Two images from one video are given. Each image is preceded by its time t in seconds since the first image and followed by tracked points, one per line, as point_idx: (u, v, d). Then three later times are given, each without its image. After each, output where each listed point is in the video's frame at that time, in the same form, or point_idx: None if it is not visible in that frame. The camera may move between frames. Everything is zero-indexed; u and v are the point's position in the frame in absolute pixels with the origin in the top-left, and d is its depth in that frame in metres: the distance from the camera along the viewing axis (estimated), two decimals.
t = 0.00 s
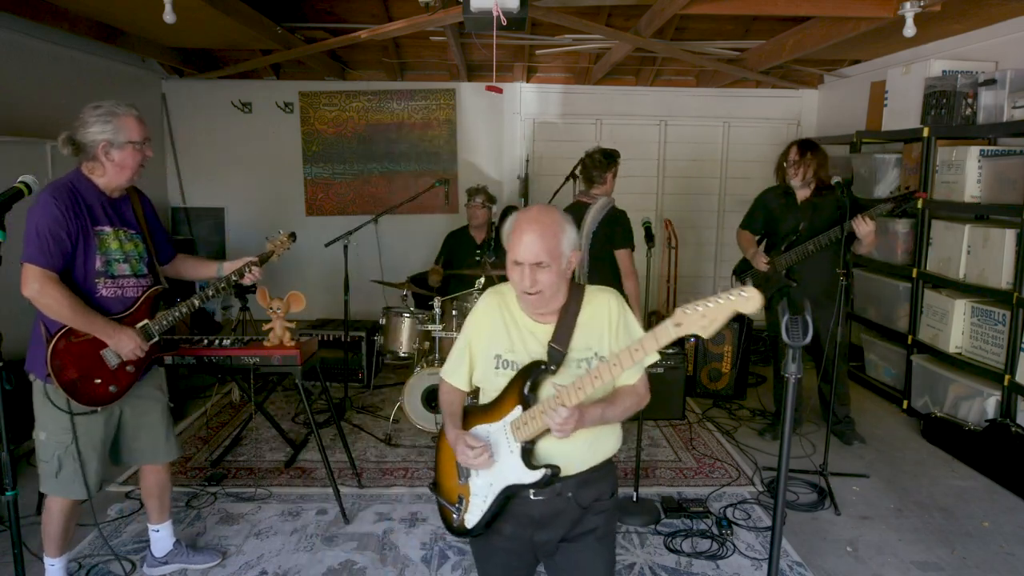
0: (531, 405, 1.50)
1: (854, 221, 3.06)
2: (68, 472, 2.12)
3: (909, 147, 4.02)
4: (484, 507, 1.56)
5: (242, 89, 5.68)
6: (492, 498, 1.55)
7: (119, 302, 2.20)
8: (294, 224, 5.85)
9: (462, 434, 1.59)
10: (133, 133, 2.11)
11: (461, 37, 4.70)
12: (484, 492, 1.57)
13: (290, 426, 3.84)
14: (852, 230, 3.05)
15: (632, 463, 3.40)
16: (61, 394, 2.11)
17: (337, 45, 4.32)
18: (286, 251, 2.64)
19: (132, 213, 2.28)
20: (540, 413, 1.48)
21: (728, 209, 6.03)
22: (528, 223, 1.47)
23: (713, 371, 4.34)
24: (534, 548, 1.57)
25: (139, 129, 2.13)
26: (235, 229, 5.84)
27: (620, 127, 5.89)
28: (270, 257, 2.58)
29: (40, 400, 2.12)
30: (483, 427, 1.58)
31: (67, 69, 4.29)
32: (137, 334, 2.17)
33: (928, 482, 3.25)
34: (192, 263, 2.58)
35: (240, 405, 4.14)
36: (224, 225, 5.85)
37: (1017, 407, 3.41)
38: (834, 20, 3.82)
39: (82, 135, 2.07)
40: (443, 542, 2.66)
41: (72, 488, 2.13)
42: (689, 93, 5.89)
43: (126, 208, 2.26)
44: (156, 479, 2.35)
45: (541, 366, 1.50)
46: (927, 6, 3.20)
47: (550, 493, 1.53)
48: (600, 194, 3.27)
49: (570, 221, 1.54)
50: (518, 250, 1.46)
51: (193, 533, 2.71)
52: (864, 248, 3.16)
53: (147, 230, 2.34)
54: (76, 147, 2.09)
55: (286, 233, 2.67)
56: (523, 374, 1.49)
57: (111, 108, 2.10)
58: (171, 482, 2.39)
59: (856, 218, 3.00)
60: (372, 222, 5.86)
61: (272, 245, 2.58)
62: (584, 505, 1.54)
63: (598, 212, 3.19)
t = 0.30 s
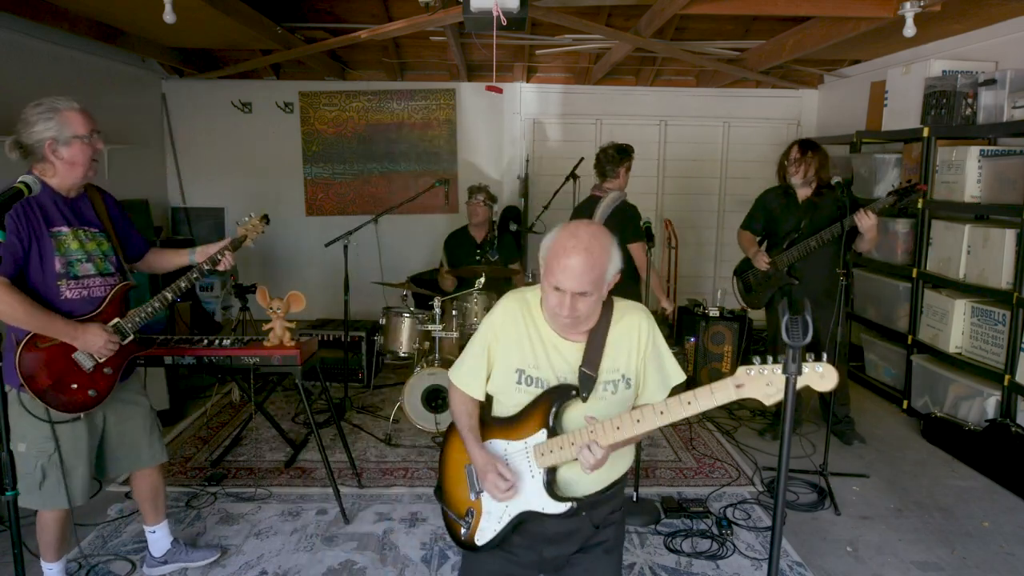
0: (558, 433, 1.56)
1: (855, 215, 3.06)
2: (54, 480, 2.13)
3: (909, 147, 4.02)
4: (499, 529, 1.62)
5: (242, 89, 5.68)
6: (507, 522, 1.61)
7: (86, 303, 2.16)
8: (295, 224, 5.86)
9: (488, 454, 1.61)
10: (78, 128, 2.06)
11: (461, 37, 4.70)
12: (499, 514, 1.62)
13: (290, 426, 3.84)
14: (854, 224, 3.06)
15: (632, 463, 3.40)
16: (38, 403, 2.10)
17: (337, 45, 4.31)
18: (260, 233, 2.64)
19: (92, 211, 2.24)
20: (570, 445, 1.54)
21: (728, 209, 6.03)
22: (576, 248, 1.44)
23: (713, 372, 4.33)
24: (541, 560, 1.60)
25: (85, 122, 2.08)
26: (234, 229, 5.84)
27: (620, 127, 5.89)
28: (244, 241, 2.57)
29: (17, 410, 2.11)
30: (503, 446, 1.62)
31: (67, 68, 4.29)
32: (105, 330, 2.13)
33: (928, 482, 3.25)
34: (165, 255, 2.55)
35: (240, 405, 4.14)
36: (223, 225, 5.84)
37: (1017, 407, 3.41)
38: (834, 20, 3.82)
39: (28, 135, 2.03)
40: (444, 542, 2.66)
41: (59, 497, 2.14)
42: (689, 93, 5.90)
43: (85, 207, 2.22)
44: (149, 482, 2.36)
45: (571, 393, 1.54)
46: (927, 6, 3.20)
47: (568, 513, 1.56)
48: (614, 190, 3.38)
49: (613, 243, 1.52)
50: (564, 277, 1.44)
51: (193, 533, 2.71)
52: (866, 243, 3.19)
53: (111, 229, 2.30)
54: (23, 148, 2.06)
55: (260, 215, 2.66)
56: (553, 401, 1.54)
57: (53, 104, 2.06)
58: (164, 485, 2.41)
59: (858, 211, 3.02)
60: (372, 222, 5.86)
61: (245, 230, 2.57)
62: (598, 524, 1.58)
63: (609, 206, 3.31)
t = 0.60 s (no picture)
0: (515, 444, 1.47)
1: (855, 228, 3.13)
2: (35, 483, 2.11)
3: (909, 147, 4.02)
4: (460, 548, 1.55)
5: (242, 89, 5.68)
6: (470, 541, 1.53)
7: (68, 298, 2.16)
8: (294, 224, 5.86)
9: (445, 475, 1.51)
10: (49, 121, 2.05)
11: (461, 37, 4.70)
12: (461, 533, 1.54)
13: (290, 426, 3.84)
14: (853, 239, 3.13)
15: (632, 463, 3.40)
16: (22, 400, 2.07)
17: (337, 45, 4.31)
18: (241, 218, 2.64)
19: (71, 206, 2.23)
20: (526, 453, 1.45)
21: (728, 209, 6.03)
22: (522, 259, 1.41)
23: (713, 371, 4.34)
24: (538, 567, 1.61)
25: (55, 116, 2.07)
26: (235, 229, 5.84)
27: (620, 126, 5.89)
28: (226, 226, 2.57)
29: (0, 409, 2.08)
30: (460, 465, 1.52)
31: (67, 68, 4.29)
32: (92, 352, 2.10)
33: (928, 482, 3.25)
34: (151, 247, 2.54)
35: (241, 405, 4.15)
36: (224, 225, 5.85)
37: (1017, 407, 3.41)
38: (834, 20, 3.82)
39: None
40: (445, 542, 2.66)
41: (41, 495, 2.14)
42: (688, 93, 5.90)
43: (64, 202, 2.22)
44: (134, 484, 2.36)
45: (526, 400, 1.47)
46: (927, 6, 3.20)
47: (528, 530, 1.52)
48: (625, 195, 3.45)
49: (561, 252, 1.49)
50: (513, 283, 1.40)
51: (193, 533, 2.71)
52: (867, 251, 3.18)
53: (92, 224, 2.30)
54: None
55: (241, 200, 2.66)
56: (508, 410, 1.47)
57: (23, 99, 2.05)
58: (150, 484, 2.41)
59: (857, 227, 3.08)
60: (372, 222, 5.86)
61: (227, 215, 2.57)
62: (559, 540, 1.55)
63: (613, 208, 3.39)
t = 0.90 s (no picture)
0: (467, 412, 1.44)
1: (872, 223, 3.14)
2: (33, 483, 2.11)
3: (909, 147, 4.02)
4: (432, 534, 1.47)
5: (242, 89, 5.68)
6: (439, 523, 1.45)
7: (65, 301, 2.16)
8: (294, 224, 5.85)
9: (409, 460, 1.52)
10: (59, 128, 2.05)
11: (461, 37, 4.70)
12: (429, 518, 1.48)
13: (290, 426, 3.84)
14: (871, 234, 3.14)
15: (632, 463, 3.40)
16: (16, 403, 2.07)
17: (337, 45, 4.31)
18: (240, 227, 2.63)
19: (71, 209, 2.23)
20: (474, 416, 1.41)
21: (728, 209, 6.03)
22: (444, 237, 1.52)
23: (713, 371, 4.34)
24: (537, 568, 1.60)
25: (66, 123, 2.07)
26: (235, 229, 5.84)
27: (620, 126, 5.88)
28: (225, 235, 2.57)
29: None
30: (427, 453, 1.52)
31: (67, 68, 4.29)
32: (75, 338, 2.11)
33: (928, 482, 3.25)
34: (148, 252, 2.53)
35: (240, 405, 4.14)
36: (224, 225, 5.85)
37: (1017, 408, 3.41)
38: (834, 20, 3.82)
39: (5, 129, 2.01)
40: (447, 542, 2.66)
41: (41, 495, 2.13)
42: (688, 93, 5.90)
43: (65, 204, 2.22)
44: (134, 484, 2.36)
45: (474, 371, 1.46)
46: (927, 6, 3.20)
47: (502, 521, 1.48)
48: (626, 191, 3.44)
49: (491, 234, 1.57)
50: (433, 264, 1.51)
51: (193, 532, 2.71)
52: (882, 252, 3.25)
53: (91, 226, 2.30)
54: None
55: (239, 210, 2.66)
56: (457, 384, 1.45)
57: (36, 101, 2.05)
58: (149, 483, 2.40)
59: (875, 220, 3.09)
60: (372, 223, 5.86)
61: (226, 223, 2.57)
62: (540, 534, 1.50)
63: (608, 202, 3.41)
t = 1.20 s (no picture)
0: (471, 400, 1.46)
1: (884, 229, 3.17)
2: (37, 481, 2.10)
3: (909, 147, 4.02)
4: (430, 528, 1.45)
5: (242, 89, 5.68)
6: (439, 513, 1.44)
7: (76, 299, 2.16)
8: (294, 224, 5.85)
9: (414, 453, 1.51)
10: (80, 131, 2.07)
11: (461, 37, 4.70)
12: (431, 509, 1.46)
13: (290, 426, 3.84)
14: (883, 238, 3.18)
15: (632, 463, 3.40)
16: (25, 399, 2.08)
17: (337, 45, 4.32)
18: (252, 232, 2.60)
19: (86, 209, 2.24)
20: (477, 403, 1.40)
21: (728, 209, 6.02)
22: (460, 236, 1.58)
23: (713, 371, 4.34)
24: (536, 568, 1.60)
25: (88, 126, 2.09)
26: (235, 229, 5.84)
27: (620, 126, 5.88)
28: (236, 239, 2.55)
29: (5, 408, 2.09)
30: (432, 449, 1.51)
31: (66, 68, 4.29)
32: (91, 331, 2.13)
33: (928, 482, 3.25)
34: (157, 254, 2.53)
35: (241, 405, 4.14)
36: (223, 225, 5.85)
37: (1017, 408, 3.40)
38: (834, 20, 3.82)
39: (26, 128, 2.03)
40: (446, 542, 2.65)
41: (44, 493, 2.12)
42: (688, 93, 5.90)
43: (80, 203, 2.23)
44: (138, 482, 2.36)
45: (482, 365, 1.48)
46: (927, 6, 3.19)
47: (496, 524, 1.47)
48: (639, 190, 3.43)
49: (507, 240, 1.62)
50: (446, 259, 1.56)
51: (193, 532, 2.71)
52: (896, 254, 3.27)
53: (104, 226, 2.31)
54: (20, 140, 2.05)
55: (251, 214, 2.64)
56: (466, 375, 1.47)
57: (59, 102, 2.07)
58: (154, 483, 2.40)
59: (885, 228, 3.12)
60: (372, 223, 5.86)
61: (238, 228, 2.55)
62: (535, 542, 1.47)
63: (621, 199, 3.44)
